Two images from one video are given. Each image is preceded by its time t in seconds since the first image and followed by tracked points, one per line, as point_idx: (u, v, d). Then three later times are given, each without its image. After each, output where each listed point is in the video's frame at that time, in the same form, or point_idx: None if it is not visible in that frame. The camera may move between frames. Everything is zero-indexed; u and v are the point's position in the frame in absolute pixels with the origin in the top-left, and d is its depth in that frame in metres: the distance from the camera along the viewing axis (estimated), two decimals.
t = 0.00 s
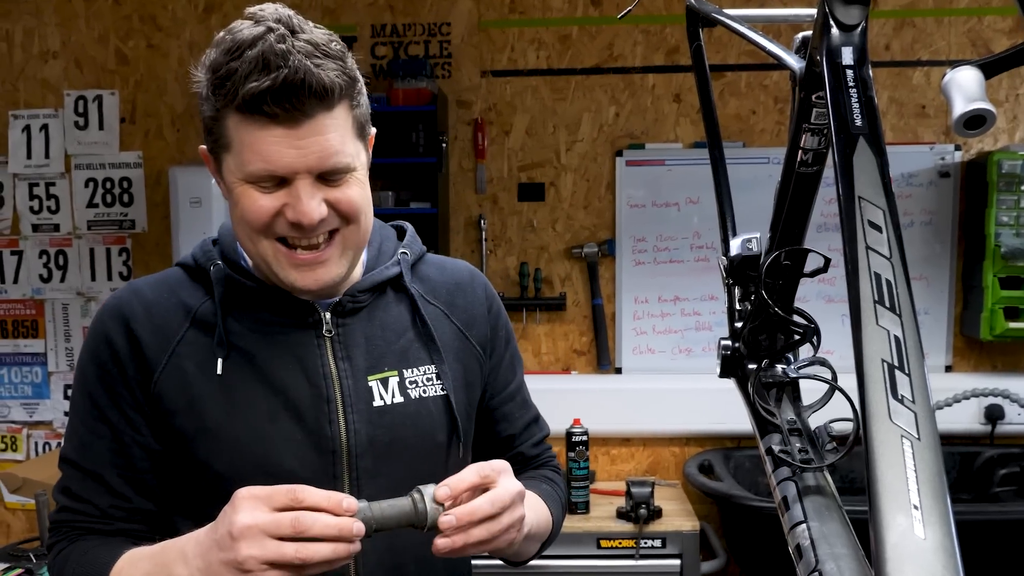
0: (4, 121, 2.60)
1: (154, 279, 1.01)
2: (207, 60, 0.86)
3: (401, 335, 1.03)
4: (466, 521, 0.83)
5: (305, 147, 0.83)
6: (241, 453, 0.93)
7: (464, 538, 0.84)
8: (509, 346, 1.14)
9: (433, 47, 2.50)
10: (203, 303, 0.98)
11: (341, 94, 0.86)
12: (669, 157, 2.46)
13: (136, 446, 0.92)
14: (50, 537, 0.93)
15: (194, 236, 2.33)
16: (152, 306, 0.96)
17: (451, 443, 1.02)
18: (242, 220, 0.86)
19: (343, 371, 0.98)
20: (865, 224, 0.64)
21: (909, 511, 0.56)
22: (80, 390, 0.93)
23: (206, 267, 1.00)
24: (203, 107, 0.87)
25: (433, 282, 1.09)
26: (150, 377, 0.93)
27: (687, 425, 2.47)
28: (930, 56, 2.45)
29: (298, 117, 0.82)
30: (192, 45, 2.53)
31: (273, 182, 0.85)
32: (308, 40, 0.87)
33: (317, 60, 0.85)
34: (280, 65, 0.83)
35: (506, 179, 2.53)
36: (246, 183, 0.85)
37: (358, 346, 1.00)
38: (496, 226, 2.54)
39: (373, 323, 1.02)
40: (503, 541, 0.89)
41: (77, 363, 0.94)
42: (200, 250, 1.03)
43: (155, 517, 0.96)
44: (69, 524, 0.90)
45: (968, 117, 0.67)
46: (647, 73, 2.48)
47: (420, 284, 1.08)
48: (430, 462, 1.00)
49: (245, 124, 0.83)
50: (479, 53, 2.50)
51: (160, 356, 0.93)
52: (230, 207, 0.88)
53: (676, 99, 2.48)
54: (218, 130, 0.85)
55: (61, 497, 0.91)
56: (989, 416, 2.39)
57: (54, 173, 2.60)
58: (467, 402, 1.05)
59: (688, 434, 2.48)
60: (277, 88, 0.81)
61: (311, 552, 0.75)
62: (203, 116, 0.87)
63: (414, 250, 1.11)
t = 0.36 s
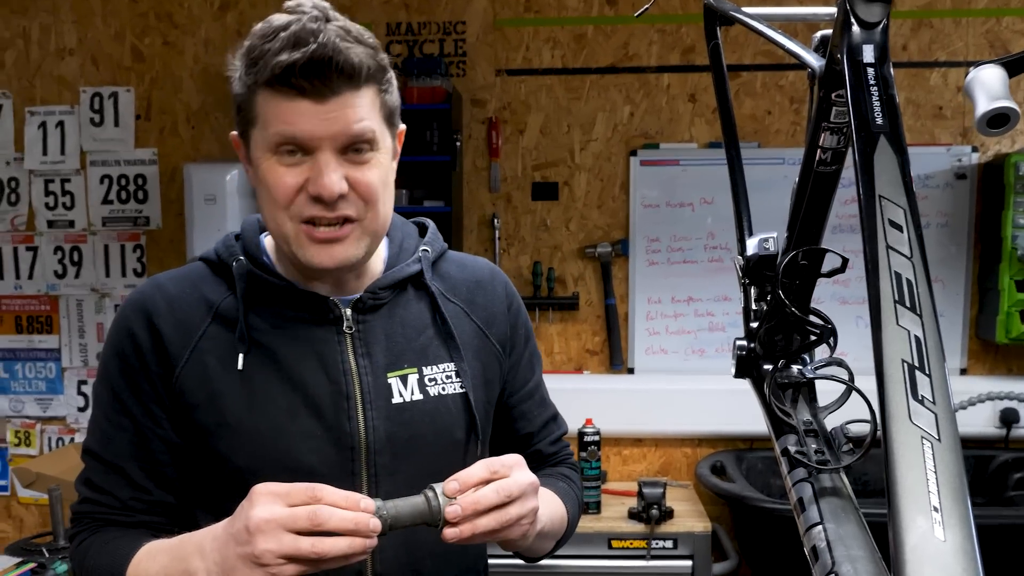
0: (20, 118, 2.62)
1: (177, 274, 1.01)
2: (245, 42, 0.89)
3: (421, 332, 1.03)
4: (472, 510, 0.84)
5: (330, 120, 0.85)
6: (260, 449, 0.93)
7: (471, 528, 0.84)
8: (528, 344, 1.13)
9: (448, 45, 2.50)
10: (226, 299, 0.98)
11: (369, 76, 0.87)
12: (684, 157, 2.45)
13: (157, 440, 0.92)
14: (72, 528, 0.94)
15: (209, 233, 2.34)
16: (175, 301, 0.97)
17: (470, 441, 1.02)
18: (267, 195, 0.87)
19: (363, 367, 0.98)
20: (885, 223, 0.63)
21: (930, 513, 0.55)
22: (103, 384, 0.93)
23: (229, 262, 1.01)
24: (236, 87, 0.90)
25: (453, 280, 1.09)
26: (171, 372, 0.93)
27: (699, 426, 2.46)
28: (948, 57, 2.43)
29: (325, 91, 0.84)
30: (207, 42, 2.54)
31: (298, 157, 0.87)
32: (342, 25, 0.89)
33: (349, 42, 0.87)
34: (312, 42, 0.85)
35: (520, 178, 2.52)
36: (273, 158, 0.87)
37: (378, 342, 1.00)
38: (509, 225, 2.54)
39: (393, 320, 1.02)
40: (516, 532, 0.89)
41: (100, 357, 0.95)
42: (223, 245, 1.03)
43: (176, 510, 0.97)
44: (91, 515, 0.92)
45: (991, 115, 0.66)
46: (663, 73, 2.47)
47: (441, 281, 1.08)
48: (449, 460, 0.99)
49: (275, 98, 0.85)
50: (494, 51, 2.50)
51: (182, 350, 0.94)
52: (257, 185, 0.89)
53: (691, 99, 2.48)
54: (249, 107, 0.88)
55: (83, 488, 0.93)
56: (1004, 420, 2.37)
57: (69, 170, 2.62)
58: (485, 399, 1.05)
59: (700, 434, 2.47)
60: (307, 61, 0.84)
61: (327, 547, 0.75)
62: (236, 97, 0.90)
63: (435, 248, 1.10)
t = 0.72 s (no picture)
0: (39, 116, 2.66)
1: (217, 267, 1.03)
2: (295, 46, 0.90)
3: (455, 333, 1.03)
4: (506, 510, 0.84)
5: (378, 133, 0.87)
6: (293, 442, 0.94)
7: (504, 527, 0.85)
8: (559, 349, 1.13)
9: (463, 44, 2.51)
10: (265, 293, 0.99)
11: (418, 89, 0.89)
12: (700, 156, 2.44)
13: (193, 430, 0.94)
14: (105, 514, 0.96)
15: (225, 232, 2.36)
16: (215, 294, 0.98)
17: (500, 443, 1.02)
18: (313, 201, 0.89)
19: (397, 366, 0.99)
20: (905, 225, 0.63)
21: (949, 515, 0.55)
22: (142, 373, 0.95)
23: (269, 257, 1.02)
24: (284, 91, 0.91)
25: (488, 282, 1.09)
26: (209, 363, 0.95)
27: (713, 426, 2.45)
28: (967, 55, 2.41)
29: (374, 104, 0.86)
30: (224, 41, 2.56)
31: (344, 166, 0.89)
32: (392, 32, 0.91)
33: (399, 53, 0.89)
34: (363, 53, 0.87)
35: (535, 176, 2.53)
36: (321, 166, 0.89)
37: (413, 341, 1.01)
38: (524, 223, 2.54)
39: (428, 320, 1.03)
40: (547, 535, 0.90)
41: (140, 346, 0.97)
42: (263, 239, 1.04)
43: (209, 499, 0.98)
44: (125, 502, 0.94)
45: (1012, 116, 0.66)
46: (678, 72, 2.46)
47: (476, 283, 1.08)
48: (478, 460, 1.00)
49: (324, 108, 0.87)
50: (510, 50, 2.50)
51: (220, 343, 0.95)
52: (302, 189, 0.91)
53: (707, 98, 2.47)
54: (297, 113, 0.89)
55: (120, 475, 0.95)
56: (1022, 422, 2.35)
57: (87, 167, 2.64)
58: (516, 402, 1.05)
59: (714, 434, 2.46)
60: (359, 75, 0.85)
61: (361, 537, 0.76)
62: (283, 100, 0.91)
63: (472, 250, 1.10)
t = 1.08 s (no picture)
0: (23, 120, 2.64)
1: (218, 267, 1.03)
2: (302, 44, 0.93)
3: (453, 337, 1.04)
4: (503, 518, 0.84)
5: (381, 127, 0.88)
6: (291, 443, 0.94)
7: (498, 536, 0.85)
8: (558, 354, 1.14)
9: (451, 46, 2.51)
10: (265, 294, 1.00)
11: (421, 85, 0.91)
12: (687, 158, 2.45)
13: (192, 429, 0.94)
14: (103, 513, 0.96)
15: (212, 235, 2.35)
16: (215, 294, 0.99)
17: (497, 448, 1.02)
18: (314, 197, 0.90)
19: (395, 369, 1.00)
20: (885, 223, 0.64)
21: (928, 509, 0.56)
22: (140, 372, 0.95)
23: (269, 258, 1.02)
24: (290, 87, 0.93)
25: (487, 286, 1.10)
26: (208, 364, 0.95)
27: (702, 426, 2.46)
28: (950, 56, 2.43)
29: (378, 97, 0.88)
30: (210, 44, 2.55)
31: (346, 161, 0.90)
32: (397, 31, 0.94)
33: (404, 50, 0.91)
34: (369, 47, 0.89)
35: (523, 179, 2.53)
36: (323, 161, 0.90)
37: (411, 345, 1.02)
38: (513, 226, 2.54)
39: (426, 323, 1.03)
40: (538, 545, 0.91)
41: (139, 346, 0.97)
42: (265, 241, 1.05)
43: (207, 499, 0.99)
44: (123, 502, 0.94)
45: (990, 116, 0.67)
46: (665, 74, 2.48)
47: (476, 288, 1.09)
48: (474, 464, 1.00)
49: (329, 101, 0.89)
50: (498, 52, 2.50)
51: (219, 343, 0.96)
52: (304, 186, 0.92)
53: (694, 99, 2.48)
54: (301, 107, 0.91)
55: (117, 474, 0.95)
56: (1007, 419, 2.38)
57: (72, 172, 2.63)
58: (513, 406, 1.06)
59: (703, 434, 2.47)
60: (363, 67, 0.87)
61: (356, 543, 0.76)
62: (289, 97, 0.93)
63: (472, 254, 1.11)
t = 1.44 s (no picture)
0: (19, 121, 2.63)
1: (210, 268, 1.04)
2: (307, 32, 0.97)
3: (450, 335, 1.05)
4: (537, 527, 0.84)
5: (382, 106, 0.91)
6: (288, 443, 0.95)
7: (523, 541, 0.86)
8: (553, 354, 1.15)
9: (446, 46, 2.51)
10: (260, 294, 1.01)
11: (422, 70, 0.95)
12: (682, 157, 2.46)
13: (190, 431, 0.94)
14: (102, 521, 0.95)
15: (208, 236, 2.35)
16: (209, 294, 0.99)
17: (493, 446, 1.03)
18: (314, 178, 0.92)
19: (392, 367, 1.00)
20: (881, 220, 0.64)
21: (925, 502, 0.56)
22: (137, 374, 0.95)
23: (264, 258, 1.03)
24: (292, 72, 0.96)
25: (483, 284, 1.11)
26: (204, 365, 0.96)
27: (699, 423, 2.47)
28: (943, 55, 2.45)
29: (380, 76, 0.91)
30: (205, 45, 2.55)
31: (347, 141, 0.93)
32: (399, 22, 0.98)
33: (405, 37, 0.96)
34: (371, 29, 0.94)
35: (518, 178, 2.54)
36: (324, 142, 0.93)
37: (408, 344, 1.02)
38: (509, 225, 2.55)
39: (423, 322, 1.04)
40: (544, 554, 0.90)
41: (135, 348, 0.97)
42: (259, 242, 1.05)
43: (206, 502, 0.98)
44: (122, 507, 0.93)
45: (985, 113, 0.67)
46: (660, 73, 2.48)
47: (472, 286, 1.10)
48: (472, 462, 1.01)
49: (332, 81, 0.92)
50: (493, 52, 2.51)
51: (215, 344, 0.97)
52: (304, 170, 0.94)
53: (689, 98, 2.49)
54: (304, 90, 0.94)
55: (116, 479, 0.94)
56: (1001, 415, 2.39)
57: (68, 173, 2.62)
58: (509, 404, 1.06)
59: (700, 432, 2.48)
60: (366, 45, 0.91)
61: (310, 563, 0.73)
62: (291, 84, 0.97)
63: (467, 253, 1.12)
